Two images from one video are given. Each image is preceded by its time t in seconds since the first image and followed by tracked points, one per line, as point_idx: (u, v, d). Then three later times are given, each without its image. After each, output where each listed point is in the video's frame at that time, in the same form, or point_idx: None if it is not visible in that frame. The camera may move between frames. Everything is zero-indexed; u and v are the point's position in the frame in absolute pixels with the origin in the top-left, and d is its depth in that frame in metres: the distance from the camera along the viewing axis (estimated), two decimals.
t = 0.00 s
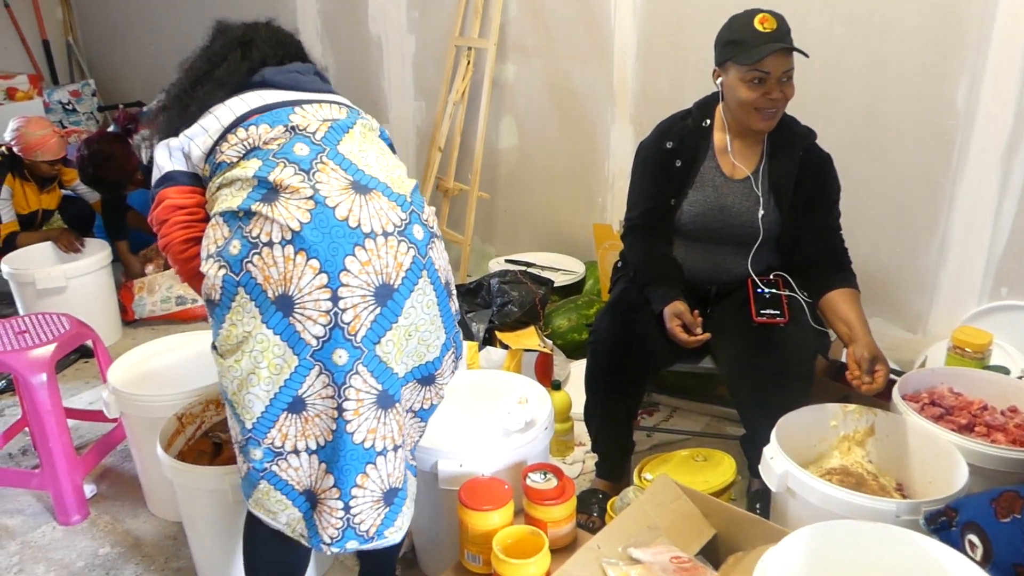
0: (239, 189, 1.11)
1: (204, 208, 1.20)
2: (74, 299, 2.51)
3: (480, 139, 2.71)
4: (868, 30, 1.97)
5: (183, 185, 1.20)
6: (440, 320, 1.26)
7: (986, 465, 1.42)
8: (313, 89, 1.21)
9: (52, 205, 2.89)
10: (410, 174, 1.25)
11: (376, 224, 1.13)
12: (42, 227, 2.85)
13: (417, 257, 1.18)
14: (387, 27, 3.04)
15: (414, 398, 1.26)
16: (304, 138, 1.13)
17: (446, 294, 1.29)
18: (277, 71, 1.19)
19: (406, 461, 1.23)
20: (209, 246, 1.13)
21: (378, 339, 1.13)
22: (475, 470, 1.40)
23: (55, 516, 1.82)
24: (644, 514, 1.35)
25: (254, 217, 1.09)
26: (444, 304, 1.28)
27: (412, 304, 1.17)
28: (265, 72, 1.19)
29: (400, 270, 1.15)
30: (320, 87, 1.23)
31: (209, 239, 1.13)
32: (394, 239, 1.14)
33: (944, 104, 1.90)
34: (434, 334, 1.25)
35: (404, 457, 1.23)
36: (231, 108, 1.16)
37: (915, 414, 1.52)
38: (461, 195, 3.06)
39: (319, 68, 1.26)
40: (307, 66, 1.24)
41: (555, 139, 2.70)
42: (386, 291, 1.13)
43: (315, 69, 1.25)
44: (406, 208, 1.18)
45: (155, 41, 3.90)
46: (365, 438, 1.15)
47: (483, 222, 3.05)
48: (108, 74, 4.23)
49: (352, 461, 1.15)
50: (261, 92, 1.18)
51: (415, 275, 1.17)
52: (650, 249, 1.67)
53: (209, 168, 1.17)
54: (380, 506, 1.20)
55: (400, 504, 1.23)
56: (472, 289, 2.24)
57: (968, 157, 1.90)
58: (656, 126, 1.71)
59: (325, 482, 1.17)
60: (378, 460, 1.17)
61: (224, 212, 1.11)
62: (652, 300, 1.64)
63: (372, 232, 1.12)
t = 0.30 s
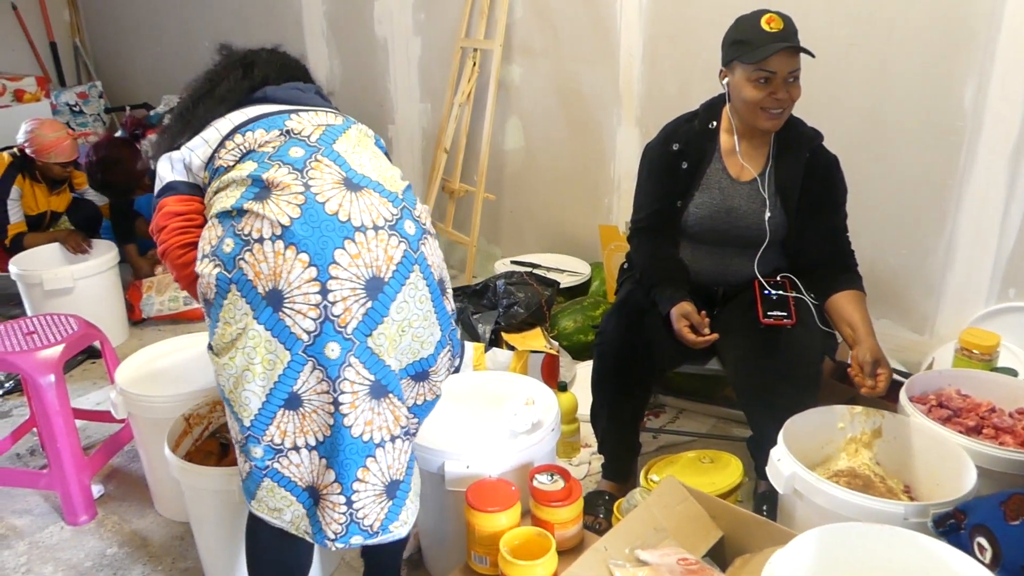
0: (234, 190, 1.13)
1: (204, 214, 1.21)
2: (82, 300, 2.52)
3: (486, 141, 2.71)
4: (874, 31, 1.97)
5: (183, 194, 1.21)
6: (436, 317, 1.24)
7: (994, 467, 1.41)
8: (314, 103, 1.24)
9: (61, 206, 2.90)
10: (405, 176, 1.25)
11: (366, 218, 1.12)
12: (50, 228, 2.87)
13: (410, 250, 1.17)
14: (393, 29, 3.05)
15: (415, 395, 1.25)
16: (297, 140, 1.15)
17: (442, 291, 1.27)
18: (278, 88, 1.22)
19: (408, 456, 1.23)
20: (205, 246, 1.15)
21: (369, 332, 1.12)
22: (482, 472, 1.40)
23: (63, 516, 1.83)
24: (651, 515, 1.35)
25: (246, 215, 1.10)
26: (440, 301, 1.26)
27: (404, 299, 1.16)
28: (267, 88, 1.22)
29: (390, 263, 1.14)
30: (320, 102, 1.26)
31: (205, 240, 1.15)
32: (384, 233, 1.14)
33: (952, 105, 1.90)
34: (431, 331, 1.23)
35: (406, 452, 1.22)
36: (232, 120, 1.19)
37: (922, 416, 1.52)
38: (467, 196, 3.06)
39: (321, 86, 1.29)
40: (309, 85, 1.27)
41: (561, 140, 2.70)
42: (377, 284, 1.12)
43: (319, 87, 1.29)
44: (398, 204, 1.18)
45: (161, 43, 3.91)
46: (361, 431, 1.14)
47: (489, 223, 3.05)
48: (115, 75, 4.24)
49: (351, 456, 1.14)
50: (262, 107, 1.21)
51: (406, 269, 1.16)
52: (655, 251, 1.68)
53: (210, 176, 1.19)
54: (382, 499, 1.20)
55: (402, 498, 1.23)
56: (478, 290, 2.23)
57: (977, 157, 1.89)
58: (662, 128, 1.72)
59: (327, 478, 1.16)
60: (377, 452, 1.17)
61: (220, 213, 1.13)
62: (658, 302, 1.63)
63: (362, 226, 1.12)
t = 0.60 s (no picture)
0: (197, 197, 1.11)
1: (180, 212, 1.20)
2: (87, 302, 2.53)
3: (490, 142, 2.71)
4: (879, 32, 1.97)
5: (163, 191, 1.20)
6: (401, 326, 1.19)
7: (1000, 468, 1.41)
8: (292, 92, 1.19)
9: (67, 209, 2.91)
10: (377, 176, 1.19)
11: (320, 227, 1.08)
12: (55, 230, 2.87)
13: (367, 259, 1.12)
14: (398, 31, 3.05)
15: (382, 403, 1.20)
16: (258, 145, 1.11)
17: (407, 299, 1.21)
18: (258, 74, 1.18)
19: (376, 468, 1.19)
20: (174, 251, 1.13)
21: (323, 345, 1.09)
22: (487, 474, 1.40)
23: (69, 518, 1.83)
24: (657, 517, 1.35)
25: (204, 224, 1.09)
26: (405, 309, 1.20)
27: (360, 310, 1.12)
28: (247, 76, 1.18)
29: (344, 273, 1.09)
30: (299, 89, 1.20)
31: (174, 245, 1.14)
32: (339, 243, 1.09)
33: (957, 105, 1.89)
34: (395, 340, 1.18)
35: (373, 465, 1.17)
36: (207, 113, 1.16)
37: (928, 417, 1.52)
38: (471, 197, 3.07)
39: (309, 70, 1.24)
40: (293, 67, 1.22)
41: (565, 141, 2.70)
42: (330, 296, 1.09)
43: (305, 70, 1.23)
44: (358, 211, 1.13)
45: (165, 45, 3.92)
46: (320, 444, 1.11)
47: (493, 224, 3.06)
48: (118, 77, 4.25)
49: (309, 469, 1.11)
50: (239, 96, 1.17)
51: (362, 279, 1.11)
52: (661, 252, 1.68)
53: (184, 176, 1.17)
54: (346, 511, 1.16)
55: (370, 508, 1.19)
56: (483, 292, 2.25)
57: (982, 157, 1.89)
58: (668, 129, 1.72)
59: (287, 489, 1.13)
60: (337, 466, 1.13)
61: (184, 221, 1.12)
62: (663, 303, 1.64)
63: (314, 236, 1.08)
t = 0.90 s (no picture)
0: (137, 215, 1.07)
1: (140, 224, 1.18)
2: (89, 305, 2.53)
3: (491, 143, 2.71)
4: (880, 31, 1.96)
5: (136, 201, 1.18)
6: (321, 361, 1.06)
7: (1004, 468, 1.41)
8: (258, 98, 1.08)
9: (68, 210, 2.91)
10: (314, 193, 1.04)
11: (221, 255, 0.98)
12: (56, 232, 2.88)
13: (272, 292, 1.01)
14: (398, 31, 3.05)
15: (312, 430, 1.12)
16: (190, 159, 1.03)
17: (331, 333, 1.07)
18: (233, 77, 1.10)
19: (301, 488, 1.12)
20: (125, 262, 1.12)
21: (223, 376, 1.02)
22: (490, 474, 1.40)
23: (70, 520, 1.82)
24: (660, 518, 1.35)
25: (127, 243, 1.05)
26: (326, 344, 1.07)
27: (263, 346, 1.02)
28: (221, 81, 1.10)
29: (241, 307, 0.99)
30: (268, 92, 1.09)
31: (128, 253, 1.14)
32: (239, 274, 0.99)
33: (958, 104, 1.89)
34: (315, 376, 1.07)
35: (295, 485, 1.11)
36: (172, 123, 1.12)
37: (931, 417, 1.51)
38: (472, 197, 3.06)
39: (292, 65, 1.11)
40: (275, 64, 1.10)
41: (566, 141, 2.70)
42: (226, 330, 1.00)
43: (285, 65, 1.10)
44: (269, 237, 1.00)
45: (165, 47, 3.92)
46: (229, 467, 1.05)
47: (494, 225, 3.05)
48: (118, 78, 4.25)
49: (222, 494, 1.05)
50: (213, 102, 1.09)
51: (263, 313, 1.01)
52: (662, 253, 1.68)
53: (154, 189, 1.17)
54: (267, 528, 1.10)
55: (293, 523, 1.12)
56: (485, 292, 2.25)
57: (984, 156, 1.88)
58: (670, 128, 1.72)
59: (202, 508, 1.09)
60: (250, 487, 1.07)
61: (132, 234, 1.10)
62: (665, 303, 1.64)
63: (214, 265, 0.98)
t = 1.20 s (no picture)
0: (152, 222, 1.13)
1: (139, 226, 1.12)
2: (88, 306, 2.52)
3: (490, 142, 2.71)
4: (880, 30, 1.96)
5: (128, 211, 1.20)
6: (302, 387, 1.05)
7: (1007, 466, 1.41)
8: (289, 123, 1.11)
9: (66, 210, 2.90)
10: (315, 217, 1.06)
11: (208, 264, 1.00)
12: (55, 233, 2.87)
13: (255, 306, 1.01)
14: (397, 30, 3.04)
15: (295, 459, 1.11)
16: (206, 170, 1.08)
17: (316, 357, 1.05)
18: (273, 99, 1.13)
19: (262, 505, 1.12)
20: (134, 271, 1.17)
21: (193, 389, 1.03)
22: (492, 475, 1.39)
23: (69, 522, 1.82)
24: (662, 517, 1.34)
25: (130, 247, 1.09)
26: (310, 369, 1.05)
27: (239, 361, 1.02)
28: (263, 99, 1.13)
29: (222, 318, 1.00)
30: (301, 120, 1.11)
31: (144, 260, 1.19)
32: (223, 284, 1.00)
33: (959, 103, 1.89)
34: (294, 402, 1.05)
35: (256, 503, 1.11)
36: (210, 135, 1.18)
37: (933, 416, 1.51)
38: (472, 197, 3.06)
39: (335, 96, 1.13)
40: (319, 94, 1.12)
41: (566, 141, 2.69)
42: (203, 340, 1.01)
43: (328, 97, 1.12)
44: (260, 250, 1.02)
45: (164, 47, 3.91)
46: (186, 479, 1.07)
47: (494, 224, 3.05)
48: (115, 78, 4.23)
49: (176, 506, 1.07)
50: (250, 119, 1.14)
51: (244, 327, 1.01)
52: (663, 252, 1.68)
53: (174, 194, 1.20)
54: (221, 537, 1.11)
55: (250, 534, 1.13)
56: (485, 292, 2.24)
57: (985, 154, 1.88)
58: (671, 127, 1.71)
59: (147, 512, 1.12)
60: (207, 498, 1.08)
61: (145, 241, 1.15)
62: (666, 303, 1.63)
63: (200, 273, 1.00)
